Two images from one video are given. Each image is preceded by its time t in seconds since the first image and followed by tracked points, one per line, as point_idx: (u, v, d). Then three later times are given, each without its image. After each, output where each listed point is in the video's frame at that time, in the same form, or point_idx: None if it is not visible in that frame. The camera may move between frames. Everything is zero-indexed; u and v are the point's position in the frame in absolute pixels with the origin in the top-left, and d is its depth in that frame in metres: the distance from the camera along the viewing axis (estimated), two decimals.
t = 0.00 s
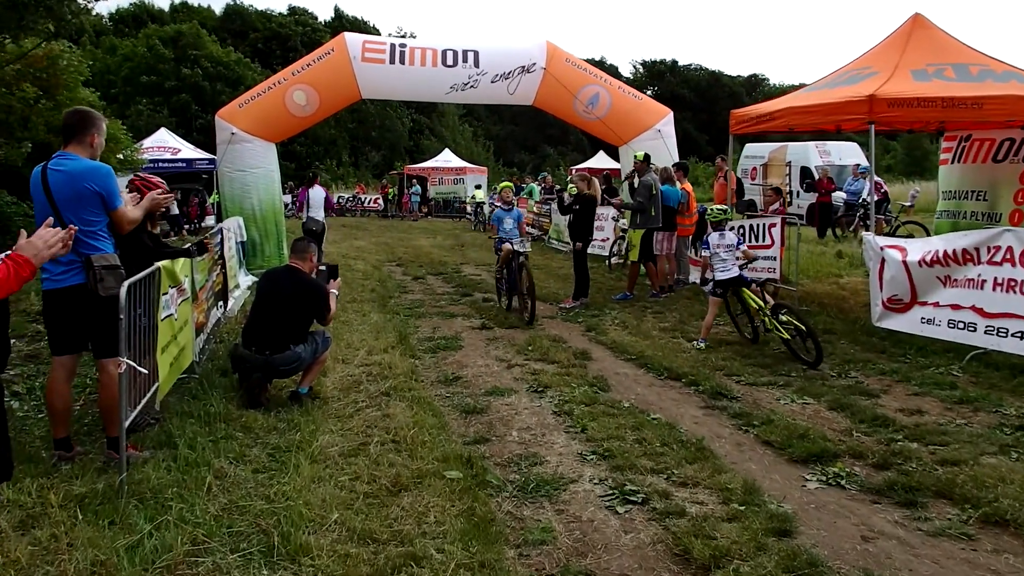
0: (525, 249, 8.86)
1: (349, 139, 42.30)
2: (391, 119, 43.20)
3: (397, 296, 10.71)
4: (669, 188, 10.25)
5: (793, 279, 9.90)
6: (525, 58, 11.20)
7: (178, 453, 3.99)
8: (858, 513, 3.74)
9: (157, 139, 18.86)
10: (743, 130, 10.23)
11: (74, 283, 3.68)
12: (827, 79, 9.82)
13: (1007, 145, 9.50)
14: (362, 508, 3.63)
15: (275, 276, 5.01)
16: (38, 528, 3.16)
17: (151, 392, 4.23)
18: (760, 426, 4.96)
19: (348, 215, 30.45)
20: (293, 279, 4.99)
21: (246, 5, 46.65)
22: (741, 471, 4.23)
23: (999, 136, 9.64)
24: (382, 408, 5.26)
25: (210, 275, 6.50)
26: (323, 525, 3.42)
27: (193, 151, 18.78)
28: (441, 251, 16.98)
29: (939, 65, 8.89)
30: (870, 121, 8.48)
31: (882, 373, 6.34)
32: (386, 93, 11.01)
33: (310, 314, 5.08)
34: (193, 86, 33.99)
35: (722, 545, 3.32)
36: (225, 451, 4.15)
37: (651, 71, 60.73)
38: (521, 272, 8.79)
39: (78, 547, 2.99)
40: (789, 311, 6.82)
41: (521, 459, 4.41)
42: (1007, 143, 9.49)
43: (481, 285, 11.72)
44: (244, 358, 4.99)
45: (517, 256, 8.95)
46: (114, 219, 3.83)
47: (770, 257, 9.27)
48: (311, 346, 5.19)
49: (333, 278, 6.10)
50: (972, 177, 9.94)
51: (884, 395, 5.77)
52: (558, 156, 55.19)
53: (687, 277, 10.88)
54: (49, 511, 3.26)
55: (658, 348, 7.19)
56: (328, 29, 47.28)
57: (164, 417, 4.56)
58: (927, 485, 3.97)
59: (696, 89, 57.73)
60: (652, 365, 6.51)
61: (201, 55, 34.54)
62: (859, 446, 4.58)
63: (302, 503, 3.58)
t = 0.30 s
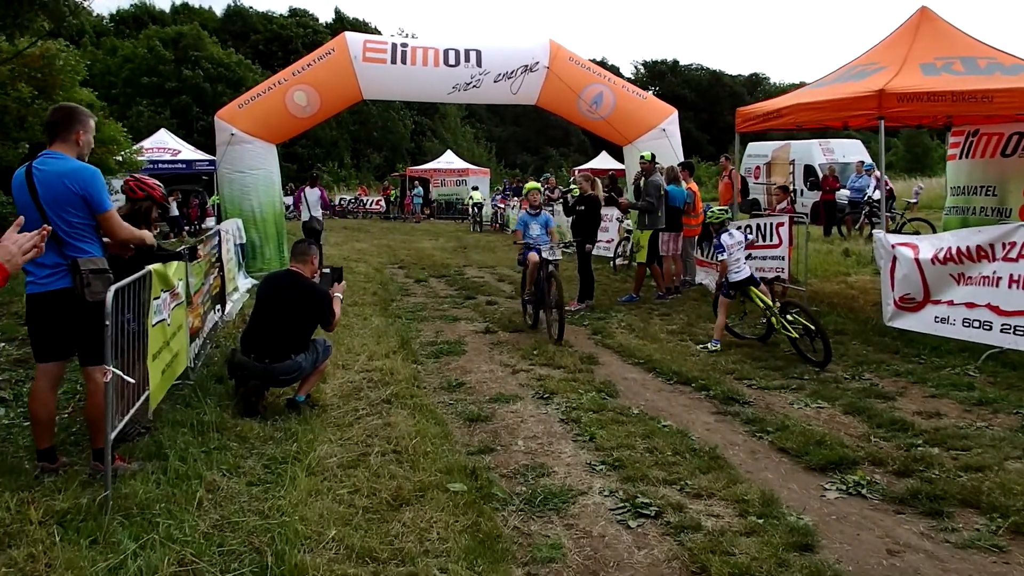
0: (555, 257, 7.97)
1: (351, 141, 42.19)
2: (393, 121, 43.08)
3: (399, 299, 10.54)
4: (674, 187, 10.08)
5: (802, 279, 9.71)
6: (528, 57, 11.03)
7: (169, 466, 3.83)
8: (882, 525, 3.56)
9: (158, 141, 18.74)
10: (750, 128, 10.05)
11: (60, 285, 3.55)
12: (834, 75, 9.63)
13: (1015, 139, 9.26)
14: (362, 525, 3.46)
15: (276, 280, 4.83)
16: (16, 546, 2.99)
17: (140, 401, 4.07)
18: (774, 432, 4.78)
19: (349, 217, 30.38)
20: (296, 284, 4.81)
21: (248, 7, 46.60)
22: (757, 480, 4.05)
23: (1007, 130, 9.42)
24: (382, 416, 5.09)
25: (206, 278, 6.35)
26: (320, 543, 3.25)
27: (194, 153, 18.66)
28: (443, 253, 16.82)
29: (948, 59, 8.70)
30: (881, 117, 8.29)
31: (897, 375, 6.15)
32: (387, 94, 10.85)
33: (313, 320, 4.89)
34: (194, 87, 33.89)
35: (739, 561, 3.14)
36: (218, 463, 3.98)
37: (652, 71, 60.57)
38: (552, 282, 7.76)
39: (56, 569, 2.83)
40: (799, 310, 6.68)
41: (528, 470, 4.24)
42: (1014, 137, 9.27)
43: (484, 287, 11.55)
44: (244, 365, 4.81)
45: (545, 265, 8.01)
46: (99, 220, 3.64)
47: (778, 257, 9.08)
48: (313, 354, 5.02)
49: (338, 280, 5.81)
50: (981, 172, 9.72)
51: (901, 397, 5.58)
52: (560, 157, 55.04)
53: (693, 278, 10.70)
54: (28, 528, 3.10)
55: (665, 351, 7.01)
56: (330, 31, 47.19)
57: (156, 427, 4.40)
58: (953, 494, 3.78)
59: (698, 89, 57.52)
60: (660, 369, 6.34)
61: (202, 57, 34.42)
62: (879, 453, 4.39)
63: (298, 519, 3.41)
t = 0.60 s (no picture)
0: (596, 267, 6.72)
1: (351, 138, 42.05)
2: (394, 119, 42.95)
3: (400, 298, 10.43)
4: (679, 186, 9.95)
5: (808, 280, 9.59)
6: (531, 54, 10.90)
7: (164, 476, 3.73)
8: (900, 540, 3.44)
9: (157, 139, 18.63)
10: (756, 128, 9.92)
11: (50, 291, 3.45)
12: (842, 74, 9.50)
13: None
14: (364, 537, 3.35)
15: (277, 284, 4.71)
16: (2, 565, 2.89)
17: (134, 409, 3.96)
18: (786, 439, 4.67)
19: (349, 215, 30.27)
20: (296, 286, 4.68)
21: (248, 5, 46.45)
22: (770, 490, 3.94)
23: (1017, 131, 9.31)
24: (384, 421, 4.98)
25: (204, 280, 6.24)
26: (320, 557, 3.15)
27: (193, 151, 18.54)
28: (445, 251, 16.70)
29: (958, 60, 8.56)
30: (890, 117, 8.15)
31: (908, 380, 6.03)
32: (389, 91, 10.73)
33: (315, 323, 4.75)
34: (194, 85, 33.75)
35: None
36: (216, 472, 3.88)
37: (654, 69, 60.36)
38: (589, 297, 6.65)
39: None
40: (806, 313, 6.56)
41: (534, 478, 4.13)
42: None
43: (486, 287, 11.44)
44: (241, 370, 4.73)
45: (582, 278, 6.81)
46: (76, 223, 3.42)
47: (785, 257, 8.93)
48: (313, 358, 4.89)
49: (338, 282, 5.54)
50: (988, 173, 9.59)
51: (913, 403, 5.47)
52: (562, 154, 54.87)
53: (698, 278, 10.58)
54: (16, 546, 3.00)
55: (671, 354, 6.89)
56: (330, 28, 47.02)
57: (151, 435, 4.30)
58: (972, 508, 3.67)
59: (700, 87, 57.32)
60: (666, 373, 6.22)
61: (201, 55, 34.23)
62: (894, 462, 4.28)
63: (299, 532, 3.30)
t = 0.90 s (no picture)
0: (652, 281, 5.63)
1: (351, 135, 41.92)
2: (394, 116, 42.83)
3: (401, 297, 10.33)
4: (684, 186, 9.86)
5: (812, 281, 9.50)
6: (533, 51, 10.80)
7: (161, 480, 3.64)
8: (916, 553, 3.36)
9: (156, 136, 18.51)
10: (763, 126, 9.83)
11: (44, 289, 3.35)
12: (851, 72, 9.40)
13: None
14: (365, 545, 3.25)
15: (276, 266, 4.68)
16: None
17: (130, 411, 3.87)
18: (795, 446, 4.58)
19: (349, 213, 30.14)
20: (296, 266, 4.65)
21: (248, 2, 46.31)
22: (780, 499, 3.85)
23: None
24: (385, 423, 4.88)
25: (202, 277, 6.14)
26: (320, 565, 3.06)
27: (192, 147, 18.42)
28: (445, 249, 16.59)
29: (970, 58, 8.47)
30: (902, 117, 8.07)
31: (917, 386, 5.94)
32: (390, 87, 10.63)
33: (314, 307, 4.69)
34: (193, 82, 33.62)
35: None
36: (213, 476, 3.79)
37: (654, 68, 60.25)
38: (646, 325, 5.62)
39: None
40: (813, 316, 6.47)
41: (538, 484, 4.04)
42: None
43: (488, 286, 11.34)
44: (241, 350, 4.60)
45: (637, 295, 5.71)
46: (77, 219, 3.35)
47: (790, 259, 8.84)
48: (313, 345, 4.80)
49: (343, 280, 5.39)
50: (1000, 176, 9.52)
51: (923, 410, 5.38)
52: (561, 153, 54.78)
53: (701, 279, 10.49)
54: (8, 552, 2.91)
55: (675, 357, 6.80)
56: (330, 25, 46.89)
57: (148, 437, 4.21)
58: (989, 520, 3.58)
59: (701, 86, 57.21)
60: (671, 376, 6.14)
61: (200, 51, 34.03)
62: (906, 471, 4.19)
63: (297, 540, 3.21)
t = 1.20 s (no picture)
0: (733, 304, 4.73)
1: (348, 132, 41.74)
2: (391, 114, 42.68)
3: (399, 297, 10.18)
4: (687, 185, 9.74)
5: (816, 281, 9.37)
6: (535, 48, 10.66)
7: (155, 487, 3.49)
8: (941, 564, 3.22)
9: (153, 131, 18.33)
10: (767, 124, 9.70)
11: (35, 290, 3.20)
12: (856, 69, 9.28)
13: None
14: (368, 559, 3.11)
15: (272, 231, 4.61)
16: None
17: (124, 417, 3.72)
18: (809, 451, 4.44)
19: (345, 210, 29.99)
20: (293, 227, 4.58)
21: None
22: (797, 508, 3.72)
23: None
24: (385, 428, 4.73)
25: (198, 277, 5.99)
26: None
27: (190, 142, 18.25)
28: (443, 248, 16.43)
29: (977, 55, 8.36)
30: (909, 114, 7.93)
31: (930, 388, 5.82)
32: (390, 84, 10.48)
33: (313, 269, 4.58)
34: (191, 77, 33.43)
35: None
36: (209, 484, 3.64)
37: (653, 67, 60.12)
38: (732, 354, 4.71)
39: None
40: (822, 315, 6.35)
41: (545, 493, 3.90)
42: None
43: (487, 286, 11.19)
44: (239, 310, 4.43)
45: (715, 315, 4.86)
46: (71, 216, 3.21)
47: (795, 258, 8.72)
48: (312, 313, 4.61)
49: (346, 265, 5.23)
50: (1006, 173, 9.39)
51: (937, 413, 5.25)
52: (559, 151, 54.63)
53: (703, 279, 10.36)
54: None
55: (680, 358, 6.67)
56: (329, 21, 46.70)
57: (142, 443, 4.06)
58: (1016, 528, 3.44)
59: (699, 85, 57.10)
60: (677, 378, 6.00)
61: (198, 46, 33.74)
62: (925, 478, 4.06)
63: (296, 553, 3.06)
